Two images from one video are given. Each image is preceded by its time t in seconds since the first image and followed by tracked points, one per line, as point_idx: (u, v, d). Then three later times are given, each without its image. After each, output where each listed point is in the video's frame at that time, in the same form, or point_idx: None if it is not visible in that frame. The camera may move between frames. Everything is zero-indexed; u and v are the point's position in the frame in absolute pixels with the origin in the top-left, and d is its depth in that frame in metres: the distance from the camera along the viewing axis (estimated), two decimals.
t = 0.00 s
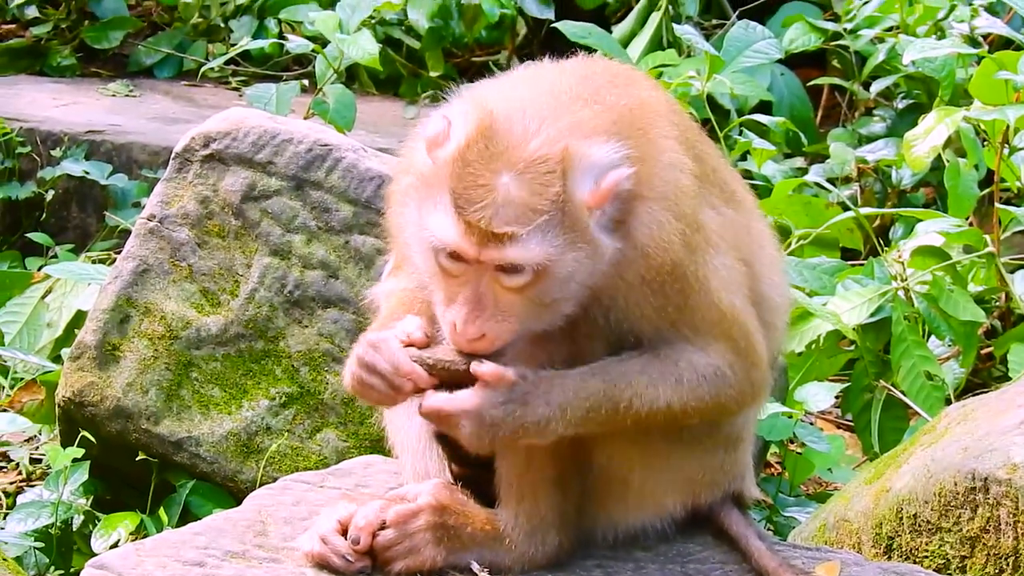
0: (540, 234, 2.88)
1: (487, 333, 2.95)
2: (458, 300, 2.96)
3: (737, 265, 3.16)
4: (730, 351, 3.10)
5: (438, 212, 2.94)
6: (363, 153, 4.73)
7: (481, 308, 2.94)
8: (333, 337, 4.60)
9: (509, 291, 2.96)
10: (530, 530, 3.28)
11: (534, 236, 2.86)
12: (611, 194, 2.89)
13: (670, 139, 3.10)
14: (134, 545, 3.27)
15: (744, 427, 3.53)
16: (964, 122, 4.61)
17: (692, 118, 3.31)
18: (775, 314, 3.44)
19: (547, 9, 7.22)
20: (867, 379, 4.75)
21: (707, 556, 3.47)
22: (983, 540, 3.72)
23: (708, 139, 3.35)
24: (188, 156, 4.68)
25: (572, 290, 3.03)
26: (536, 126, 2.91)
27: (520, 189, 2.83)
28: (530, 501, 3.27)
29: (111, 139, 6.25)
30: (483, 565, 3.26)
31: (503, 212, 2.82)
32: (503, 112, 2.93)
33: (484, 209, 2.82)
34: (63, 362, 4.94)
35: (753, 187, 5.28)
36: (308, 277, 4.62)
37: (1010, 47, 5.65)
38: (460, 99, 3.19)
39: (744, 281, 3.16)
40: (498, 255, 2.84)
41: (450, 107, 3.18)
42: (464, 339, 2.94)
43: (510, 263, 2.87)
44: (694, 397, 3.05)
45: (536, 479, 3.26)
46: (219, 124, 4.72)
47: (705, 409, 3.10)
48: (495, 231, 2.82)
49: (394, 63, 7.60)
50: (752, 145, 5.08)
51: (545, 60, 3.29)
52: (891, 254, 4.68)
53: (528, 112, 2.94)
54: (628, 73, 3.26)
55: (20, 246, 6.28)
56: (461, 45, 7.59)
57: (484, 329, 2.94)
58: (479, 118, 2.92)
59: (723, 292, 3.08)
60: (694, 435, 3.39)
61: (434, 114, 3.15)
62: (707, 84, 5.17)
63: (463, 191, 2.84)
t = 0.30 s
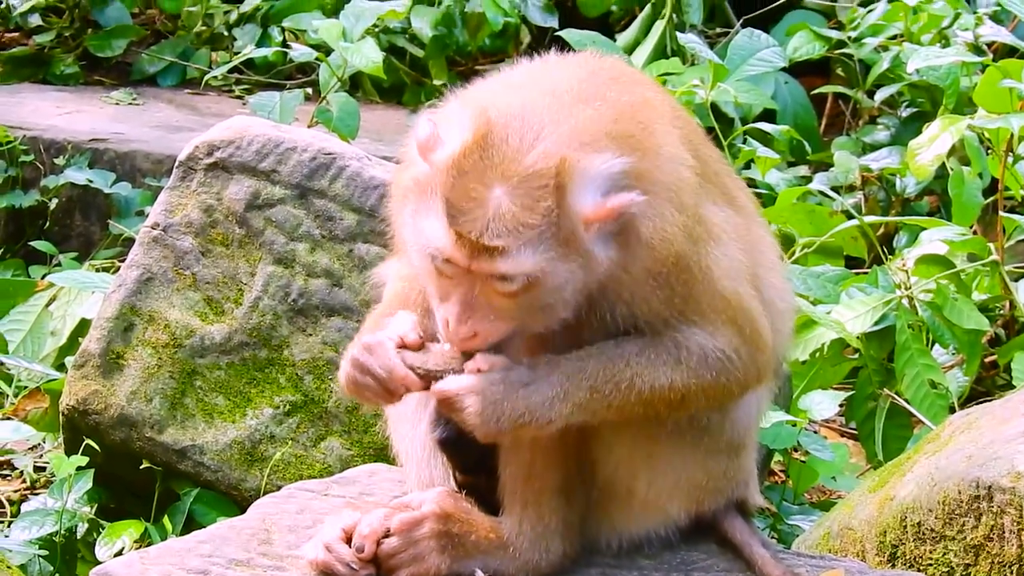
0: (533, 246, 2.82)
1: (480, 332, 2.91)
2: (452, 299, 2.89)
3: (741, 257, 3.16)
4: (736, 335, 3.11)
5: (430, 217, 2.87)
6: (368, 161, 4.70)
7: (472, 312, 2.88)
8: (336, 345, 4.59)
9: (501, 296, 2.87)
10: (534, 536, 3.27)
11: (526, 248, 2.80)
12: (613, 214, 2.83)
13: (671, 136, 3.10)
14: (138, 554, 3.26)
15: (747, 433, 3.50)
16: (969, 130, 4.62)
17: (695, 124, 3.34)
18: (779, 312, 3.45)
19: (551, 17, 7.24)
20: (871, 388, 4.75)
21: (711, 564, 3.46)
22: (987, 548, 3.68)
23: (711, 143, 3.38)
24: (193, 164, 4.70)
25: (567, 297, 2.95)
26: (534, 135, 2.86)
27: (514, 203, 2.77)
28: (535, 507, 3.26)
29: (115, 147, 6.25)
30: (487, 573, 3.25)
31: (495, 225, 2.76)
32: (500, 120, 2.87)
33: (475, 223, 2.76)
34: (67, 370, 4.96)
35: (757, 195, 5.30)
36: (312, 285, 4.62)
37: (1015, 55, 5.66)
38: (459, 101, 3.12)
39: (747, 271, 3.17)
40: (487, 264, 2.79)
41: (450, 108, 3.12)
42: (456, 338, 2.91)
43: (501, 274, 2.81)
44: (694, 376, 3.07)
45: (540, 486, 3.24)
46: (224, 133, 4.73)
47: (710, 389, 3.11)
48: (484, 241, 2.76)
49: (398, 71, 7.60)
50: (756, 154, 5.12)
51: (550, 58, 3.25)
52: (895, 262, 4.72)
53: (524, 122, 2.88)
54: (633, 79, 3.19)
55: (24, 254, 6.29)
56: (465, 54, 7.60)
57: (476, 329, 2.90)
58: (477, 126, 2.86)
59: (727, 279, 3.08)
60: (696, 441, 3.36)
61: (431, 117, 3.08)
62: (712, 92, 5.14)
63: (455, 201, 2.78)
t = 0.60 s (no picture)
0: (516, 221, 2.88)
1: (469, 314, 2.94)
2: (439, 285, 2.94)
3: (746, 254, 3.13)
4: (740, 335, 3.09)
5: (412, 198, 2.95)
6: (372, 161, 4.69)
7: (461, 292, 2.92)
8: (341, 345, 4.59)
9: (488, 275, 2.93)
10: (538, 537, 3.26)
11: (508, 223, 2.86)
12: (594, 186, 2.90)
13: (670, 131, 3.09)
14: (144, 555, 3.26)
15: (751, 433, 3.48)
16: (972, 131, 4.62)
17: (699, 118, 3.31)
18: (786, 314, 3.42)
19: (554, 16, 7.32)
20: (875, 388, 4.77)
21: (717, 566, 3.43)
22: (992, 549, 3.67)
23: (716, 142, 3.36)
24: (197, 164, 4.68)
25: (553, 275, 3.00)
26: (513, 113, 2.95)
27: (493, 177, 2.85)
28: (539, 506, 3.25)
29: (118, 148, 6.25)
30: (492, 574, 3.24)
31: (476, 200, 2.83)
32: (479, 103, 2.97)
33: (456, 199, 2.83)
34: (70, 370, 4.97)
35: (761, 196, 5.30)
36: (316, 286, 4.63)
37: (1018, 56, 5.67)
38: (444, 91, 3.22)
39: (753, 271, 3.14)
40: (471, 241, 2.84)
41: (436, 99, 3.21)
42: (447, 324, 2.93)
43: (485, 250, 2.87)
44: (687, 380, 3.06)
45: (543, 489, 3.23)
46: (228, 133, 4.72)
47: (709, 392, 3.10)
48: (466, 217, 2.83)
49: (402, 71, 7.60)
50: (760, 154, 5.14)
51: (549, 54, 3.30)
52: (899, 263, 4.71)
53: (502, 105, 2.97)
54: (625, 70, 3.24)
55: (27, 255, 6.28)
56: (468, 53, 7.60)
57: (466, 310, 2.93)
58: (455, 109, 2.96)
59: (728, 279, 3.06)
60: (698, 441, 3.35)
61: (419, 109, 3.18)
62: (715, 92, 5.16)
63: (435, 179, 2.86)
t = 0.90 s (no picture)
0: (511, 180, 2.70)
1: (460, 280, 2.77)
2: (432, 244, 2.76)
3: (742, 257, 3.07)
4: (724, 352, 3.08)
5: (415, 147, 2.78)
6: (375, 160, 4.71)
7: (455, 251, 2.74)
8: (344, 345, 4.59)
9: (481, 236, 2.74)
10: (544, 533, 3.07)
11: (505, 182, 2.69)
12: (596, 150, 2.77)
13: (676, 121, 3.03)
14: (148, 554, 3.25)
15: (754, 431, 3.50)
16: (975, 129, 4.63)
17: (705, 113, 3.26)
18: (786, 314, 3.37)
19: (555, 16, 7.36)
20: (879, 387, 4.78)
21: (721, 565, 3.41)
22: (996, 548, 3.67)
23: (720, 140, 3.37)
24: (199, 163, 4.69)
25: (546, 245, 2.84)
26: (526, 78, 2.81)
27: (499, 133, 2.69)
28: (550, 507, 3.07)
29: (119, 146, 6.24)
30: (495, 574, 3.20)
31: (480, 149, 2.65)
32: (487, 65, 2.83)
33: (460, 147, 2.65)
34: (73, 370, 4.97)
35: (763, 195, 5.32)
36: (319, 285, 4.63)
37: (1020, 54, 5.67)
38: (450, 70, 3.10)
39: (747, 276, 3.08)
40: (464, 196, 2.65)
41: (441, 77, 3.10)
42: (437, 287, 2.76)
43: (481, 211, 2.68)
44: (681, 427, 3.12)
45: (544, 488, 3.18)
46: (230, 132, 4.72)
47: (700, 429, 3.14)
48: (467, 171, 2.64)
49: (404, 70, 7.60)
50: (762, 152, 5.15)
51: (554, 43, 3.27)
52: (903, 262, 4.74)
53: (511, 68, 2.83)
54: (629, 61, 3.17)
55: (29, 254, 6.28)
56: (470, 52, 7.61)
57: (456, 276, 2.76)
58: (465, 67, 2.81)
59: (723, 285, 3.02)
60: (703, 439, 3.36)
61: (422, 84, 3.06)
62: (717, 91, 5.17)
63: (441, 125, 2.67)
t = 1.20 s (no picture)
0: (551, 232, 2.79)
1: (510, 324, 2.92)
2: (474, 301, 2.89)
3: (750, 266, 3.17)
4: (736, 352, 3.16)
5: (447, 211, 2.85)
6: (377, 157, 4.71)
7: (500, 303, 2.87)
8: (346, 342, 4.59)
9: (527, 281, 2.84)
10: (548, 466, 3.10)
11: (546, 234, 2.78)
12: (622, 176, 2.82)
13: (685, 130, 3.12)
14: (150, 551, 3.24)
15: (758, 431, 3.50)
16: (977, 126, 4.62)
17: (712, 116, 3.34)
18: (791, 317, 3.43)
19: (558, 13, 7.17)
20: (880, 384, 4.79)
21: (724, 563, 3.42)
22: (999, 546, 3.67)
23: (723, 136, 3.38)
24: (202, 160, 4.68)
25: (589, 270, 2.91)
26: (542, 111, 2.85)
27: (529, 181, 2.74)
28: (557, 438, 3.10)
29: (121, 143, 6.23)
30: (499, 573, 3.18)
31: (514, 208, 2.73)
32: (504, 101, 2.86)
33: (494, 207, 2.74)
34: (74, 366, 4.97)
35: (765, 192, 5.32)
36: (322, 282, 4.62)
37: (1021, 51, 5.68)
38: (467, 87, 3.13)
39: (754, 282, 3.18)
40: (511, 259, 2.76)
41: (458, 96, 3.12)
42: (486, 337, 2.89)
43: (527, 265, 2.79)
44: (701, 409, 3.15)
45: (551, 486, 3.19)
46: (232, 129, 4.72)
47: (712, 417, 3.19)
48: (506, 233, 2.73)
49: (405, 67, 7.59)
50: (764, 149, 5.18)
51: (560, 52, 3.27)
52: (904, 259, 4.73)
53: (529, 103, 2.87)
54: (636, 68, 3.18)
55: (30, 250, 6.28)
56: (472, 49, 7.61)
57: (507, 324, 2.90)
58: (483, 109, 2.85)
59: (732, 292, 3.10)
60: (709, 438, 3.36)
61: (442, 101, 3.09)
62: (719, 89, 5.19)
63: (471, 189, 2.75)
